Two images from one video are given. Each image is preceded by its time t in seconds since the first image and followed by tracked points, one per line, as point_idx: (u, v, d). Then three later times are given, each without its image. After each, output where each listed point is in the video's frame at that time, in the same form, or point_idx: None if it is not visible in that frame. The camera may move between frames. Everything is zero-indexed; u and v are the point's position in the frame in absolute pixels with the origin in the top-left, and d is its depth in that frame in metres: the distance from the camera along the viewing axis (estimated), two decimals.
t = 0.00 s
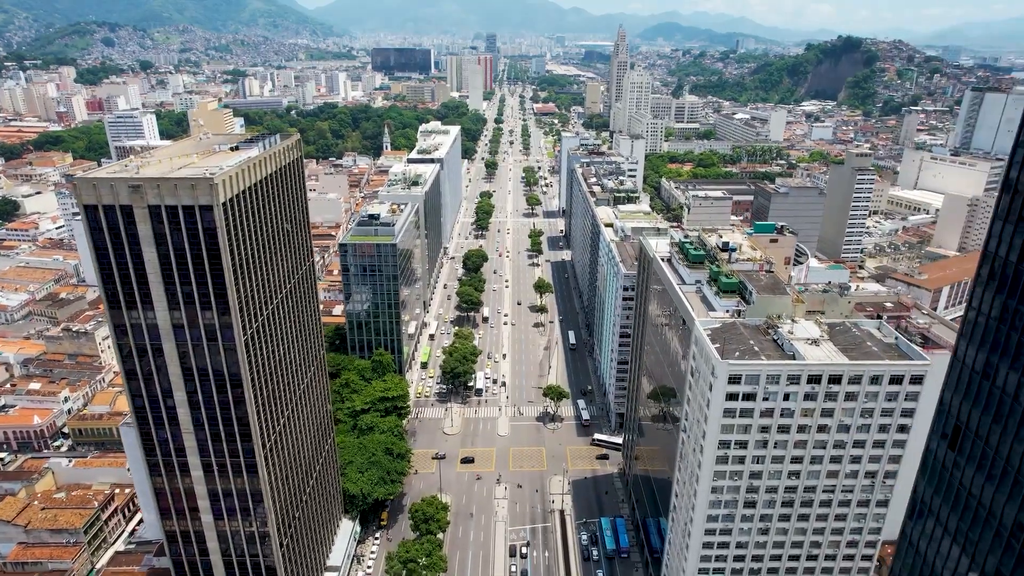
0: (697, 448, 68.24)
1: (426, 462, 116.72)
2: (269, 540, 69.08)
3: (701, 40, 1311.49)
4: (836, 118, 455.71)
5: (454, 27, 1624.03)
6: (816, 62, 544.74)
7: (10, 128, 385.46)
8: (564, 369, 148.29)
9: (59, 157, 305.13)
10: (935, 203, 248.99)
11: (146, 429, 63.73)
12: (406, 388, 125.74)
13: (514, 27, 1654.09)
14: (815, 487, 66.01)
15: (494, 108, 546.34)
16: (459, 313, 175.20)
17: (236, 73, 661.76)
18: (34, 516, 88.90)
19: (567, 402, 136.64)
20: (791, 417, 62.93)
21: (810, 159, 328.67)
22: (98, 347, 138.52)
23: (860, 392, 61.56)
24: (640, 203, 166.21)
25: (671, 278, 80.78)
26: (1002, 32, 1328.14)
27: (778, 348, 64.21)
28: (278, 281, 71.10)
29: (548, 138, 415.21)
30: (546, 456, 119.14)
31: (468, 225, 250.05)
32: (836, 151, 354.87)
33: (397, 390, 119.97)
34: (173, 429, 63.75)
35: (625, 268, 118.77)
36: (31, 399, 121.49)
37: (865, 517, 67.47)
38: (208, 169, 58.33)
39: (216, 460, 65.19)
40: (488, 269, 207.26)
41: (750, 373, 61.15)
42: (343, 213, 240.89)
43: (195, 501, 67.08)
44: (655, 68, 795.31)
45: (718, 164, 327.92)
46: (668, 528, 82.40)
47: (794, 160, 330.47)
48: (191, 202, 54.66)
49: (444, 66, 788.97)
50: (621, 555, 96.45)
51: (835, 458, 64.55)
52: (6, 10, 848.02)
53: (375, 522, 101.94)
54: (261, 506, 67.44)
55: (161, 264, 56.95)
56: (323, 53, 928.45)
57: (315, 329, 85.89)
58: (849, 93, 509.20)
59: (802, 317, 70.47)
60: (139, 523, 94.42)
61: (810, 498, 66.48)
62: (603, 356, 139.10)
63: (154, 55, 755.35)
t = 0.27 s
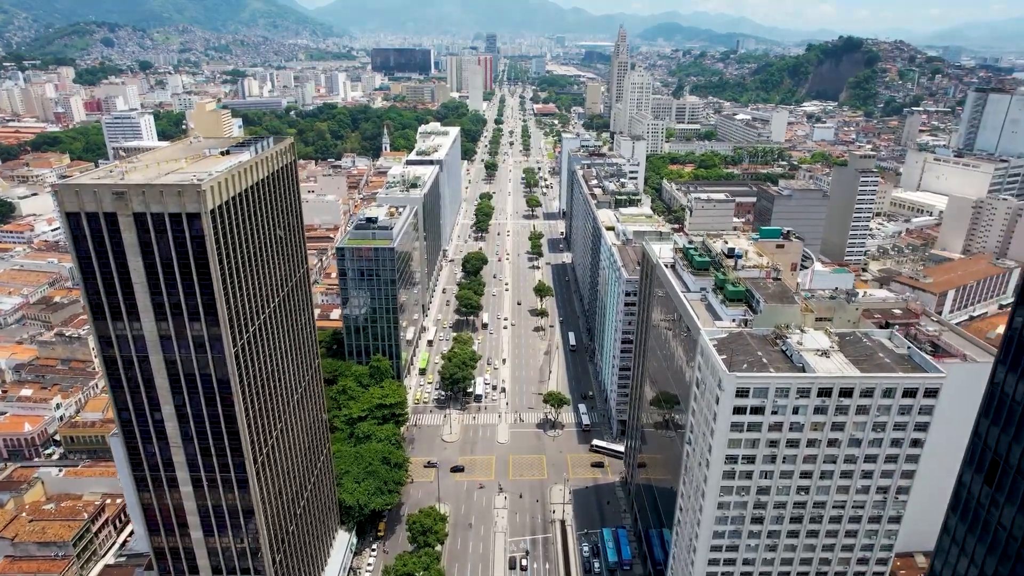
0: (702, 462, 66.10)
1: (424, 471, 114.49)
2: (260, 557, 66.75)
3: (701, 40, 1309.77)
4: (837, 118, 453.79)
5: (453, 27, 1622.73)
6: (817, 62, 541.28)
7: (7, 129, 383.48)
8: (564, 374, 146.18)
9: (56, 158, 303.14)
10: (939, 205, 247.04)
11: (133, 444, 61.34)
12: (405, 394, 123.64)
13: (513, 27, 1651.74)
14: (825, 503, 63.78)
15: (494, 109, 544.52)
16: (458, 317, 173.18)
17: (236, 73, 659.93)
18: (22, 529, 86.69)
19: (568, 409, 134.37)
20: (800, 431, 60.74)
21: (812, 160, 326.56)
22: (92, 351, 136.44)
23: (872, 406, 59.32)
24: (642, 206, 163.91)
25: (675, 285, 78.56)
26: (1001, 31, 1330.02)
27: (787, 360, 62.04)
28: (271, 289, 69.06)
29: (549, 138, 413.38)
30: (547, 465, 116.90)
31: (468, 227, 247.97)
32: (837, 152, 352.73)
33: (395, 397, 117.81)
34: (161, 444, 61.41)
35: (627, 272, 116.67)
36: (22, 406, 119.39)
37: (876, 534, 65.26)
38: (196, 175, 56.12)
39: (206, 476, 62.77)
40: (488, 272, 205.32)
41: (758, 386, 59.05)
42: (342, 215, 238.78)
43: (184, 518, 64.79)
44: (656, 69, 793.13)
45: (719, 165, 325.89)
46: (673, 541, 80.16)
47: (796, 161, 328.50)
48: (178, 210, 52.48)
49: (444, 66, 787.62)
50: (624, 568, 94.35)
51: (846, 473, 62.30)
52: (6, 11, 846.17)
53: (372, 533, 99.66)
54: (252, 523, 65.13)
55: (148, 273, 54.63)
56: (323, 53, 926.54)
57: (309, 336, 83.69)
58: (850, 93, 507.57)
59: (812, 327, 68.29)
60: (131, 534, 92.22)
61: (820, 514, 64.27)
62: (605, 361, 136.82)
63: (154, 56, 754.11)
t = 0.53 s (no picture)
0: (708, 477, 63.92)
1: (422, 479, 112.49)
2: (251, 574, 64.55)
3: (702, 40, 1308.20)
4: (839, 119, 451.77)
5: (453, 27, 1621.92)
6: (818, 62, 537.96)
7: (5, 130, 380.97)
8: (565, 380, 144.17)
9: (53, 158, 300.71)
10: (942, 207, 245.68)
11: (119, 459, 59.02)
12: (403, 401, 121.54)
13: (513, 28, 1649.30)
14: (835, 519, 61.60)
15: (494, 110, 542.65)
16: (457, 321, 171.13)
17: (235, 73, 657.81)
18: (8, 543, 84.37)
19: (569, 416, 132.21)
20: (810, 446, 58.53)
21: (814, 162, 324.57)
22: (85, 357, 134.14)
23: (885, 421, 57.09)
24: (644, 209, 161.80)
25: (680, 293, 76.32)
26: (1001, 32, 1331.39)
27: (796, 373, 59.82)
28: (263, 298, 66.88)
29: (549, 139, 411.44)
30: (548, 474, 114.79)
31: (467, 229, 245.97)
32: (839, 153, 350.78)
33: (393, 404, 115.65)
34: (148, 460, 59.19)
35: (629, 277, 114.36)
36: (12, 414, 117.02)
37: (888, 551, 63.15)
38: (184, 180, 53.95)
39: (195, 492, 60.59)
40: (488, 274, 204.06)
41: (767, 401, 56.88)
42: (340, 217, 236.76)
43: (173, 535, 62.63)
44: (657, 69, 790.57)
45: (721, 167, 323.87)
46: (677, 555, 78.08)
47: (798, 163, 326.58)
48: (164, 218, 50.29)
49: (444, 67, 785.64)
50: None
51: (857, 489, 60.12)
52: (5, 11, 843.88)
53: (369, 544, 97.65)
54: (242, 540, 62.89)
55: (133, 283, 52.38)
56: (323, 54, 925.30)
57: (304, 344, 81.49)
58: (851, 94, 505.38)
59: (822, 337, 66.09)
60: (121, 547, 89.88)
61: (830, 531, 62.12)
62: (606, 367, 134.50)
63: (153, 56, 752.51)
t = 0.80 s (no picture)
0: (715, 494, 61.75)
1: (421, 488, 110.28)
2: None
3: (702, 40, 1305.48)
4: (840, 120, 449.85)
5: (453, 27, 1621.40)
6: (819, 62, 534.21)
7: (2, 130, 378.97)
8: (566, 385, 142.03)
9: (50, 160, 298.82)
10: (945, 209, 244.22)
11: (104, 476, 56.70)
12: (401, 408, 119.43)
13: (513, 28, 1647.12)
14: (847, 537, 59.42)
15: (494, 110, 540.85)
16: (457, 326, 168.96)
17: (234, 74, 656.03)
18: None
19: (570, 423, 130.05)
20: (821, 463, 56.33)
21: (816, 163, 322.77)
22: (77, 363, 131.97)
23: (899, 437, 54.82)
24: (645, 212, 159.55)
25: (685, 301, 74.19)
26: (1000, 32, 1333.07)
27: (807, 387, 57.64)
28: (255, 307, 64.67)
29: (549, 140, 409.50)
30: (549, 483, 112.59)
31: (467, 231, 243.86)
32: (841, 154, 348.87)
33: (391, 411, 113.61)
34: (134, 477, 56.86)
35: (631, 282, 112.16)
36: (3, 421, 114.87)
37: (902, 570, 60.98)
38: (171, 187, 51.76)
39: (183, 509, 58.44)
40: (488, 277, 201.96)
41: (777, 416, 54.72)
42: (339, 219, 234.72)
43: (160, 553, 60.42)
44: (657, 69, 788.51)
45: (722, 168, 322.03)
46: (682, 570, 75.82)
47: (800, 164, 324.63)
48: (148, 226, 48.06)
49: (444, 67, 783.85)
50: None
51: (870, 506, 57.88)
52: (4, 11, 842.66)
53: (366, 556, 95.61)
54: (232, 559, 60.67)
55: (117, 295, 50.15)
56: (323, 54, 925.42)
57: (297, 353, 79.32)
58: (853, 94, 502.65)
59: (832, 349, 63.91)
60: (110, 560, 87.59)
61: (841, 549, 59.92)
62: (608, 372, 132.09)
63: (152, 57, 750.36)
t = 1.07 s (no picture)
0: (722, 511, 59.57)
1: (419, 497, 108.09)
2: None
3: (703, 40, 1303.79)
4: (842, 120, 448.04)
5: (453, 28, 1622.29)
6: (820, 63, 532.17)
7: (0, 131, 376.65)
8: (566, 391, 139.92)
9: (48, 161, 296.92)
10: (949, 211, 240.99)
11: (87, 493, 54.35)
12: (399, 415, 117.30)
13: (513, 28, 1645.24)
14: (859, 557, 57.22)
15: (494, 111, 539.04)
16: (456, 330, 166.88)
17: (234, 74, 654.27)
18: None
19: (571, 430, 127.77)
20: (833, 480, 54.15)
21: (817, 164, 320.85)
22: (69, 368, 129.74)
23: (915, 453, 52.53)
24: (647, 214, 157.37)
25: (690, 309, 71.97)
26: (1001, 31, 1332.39)
27: (817, 401, 55.50)
28: (245, 316, 62.55)
29: (549, 141, 407.81)
30: (549, 491, 110.45)
31: (467, 233, 241.94)
32: (843, 156, 347.02)
33: (389, 419, 111.44)
34: (119, 494, 54.56)
35: (633, 287, 109.90)
36: None
37: None
38: (155, 194, 49.47)
39: (171, 527, 56.21)
40: (488, 280, 199.93)
41: (788, 432, 52.58)
42: (338, 220, 232.45)
43: (145, 572, 58.03)
44: (658, 70, 786.92)
45: (724, 169, 320.12)
46: None
47: (802, 165, 322.80)
48: (131, 235, 45.86)
49: (444, 68, 781.98)
50: None
51: (883, 524, 55.72)
52: (3, 11, 841.24)
53: (363, 568, 93.50)
54: None
55: (99, 306, 47.91)
56: (322, 54, 924.10)
57: (291, 363, 77.25)
58: (854, 95, 500.63)
59: (843, 360, 61.72)
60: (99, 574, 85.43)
61: (853, 569, 57.85)
62: (609, 378, 129.82)
63: (152, 57, 748.61)
